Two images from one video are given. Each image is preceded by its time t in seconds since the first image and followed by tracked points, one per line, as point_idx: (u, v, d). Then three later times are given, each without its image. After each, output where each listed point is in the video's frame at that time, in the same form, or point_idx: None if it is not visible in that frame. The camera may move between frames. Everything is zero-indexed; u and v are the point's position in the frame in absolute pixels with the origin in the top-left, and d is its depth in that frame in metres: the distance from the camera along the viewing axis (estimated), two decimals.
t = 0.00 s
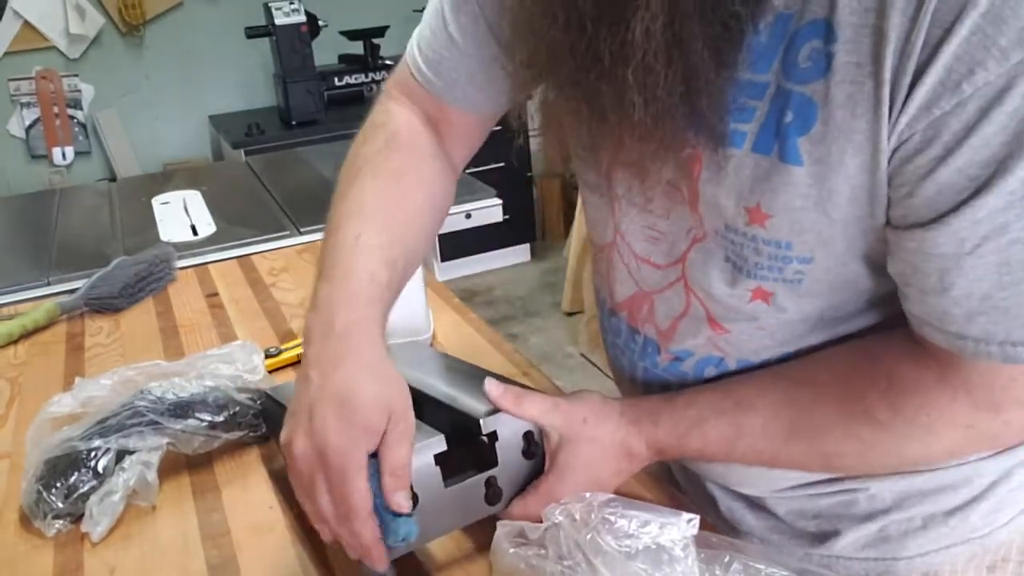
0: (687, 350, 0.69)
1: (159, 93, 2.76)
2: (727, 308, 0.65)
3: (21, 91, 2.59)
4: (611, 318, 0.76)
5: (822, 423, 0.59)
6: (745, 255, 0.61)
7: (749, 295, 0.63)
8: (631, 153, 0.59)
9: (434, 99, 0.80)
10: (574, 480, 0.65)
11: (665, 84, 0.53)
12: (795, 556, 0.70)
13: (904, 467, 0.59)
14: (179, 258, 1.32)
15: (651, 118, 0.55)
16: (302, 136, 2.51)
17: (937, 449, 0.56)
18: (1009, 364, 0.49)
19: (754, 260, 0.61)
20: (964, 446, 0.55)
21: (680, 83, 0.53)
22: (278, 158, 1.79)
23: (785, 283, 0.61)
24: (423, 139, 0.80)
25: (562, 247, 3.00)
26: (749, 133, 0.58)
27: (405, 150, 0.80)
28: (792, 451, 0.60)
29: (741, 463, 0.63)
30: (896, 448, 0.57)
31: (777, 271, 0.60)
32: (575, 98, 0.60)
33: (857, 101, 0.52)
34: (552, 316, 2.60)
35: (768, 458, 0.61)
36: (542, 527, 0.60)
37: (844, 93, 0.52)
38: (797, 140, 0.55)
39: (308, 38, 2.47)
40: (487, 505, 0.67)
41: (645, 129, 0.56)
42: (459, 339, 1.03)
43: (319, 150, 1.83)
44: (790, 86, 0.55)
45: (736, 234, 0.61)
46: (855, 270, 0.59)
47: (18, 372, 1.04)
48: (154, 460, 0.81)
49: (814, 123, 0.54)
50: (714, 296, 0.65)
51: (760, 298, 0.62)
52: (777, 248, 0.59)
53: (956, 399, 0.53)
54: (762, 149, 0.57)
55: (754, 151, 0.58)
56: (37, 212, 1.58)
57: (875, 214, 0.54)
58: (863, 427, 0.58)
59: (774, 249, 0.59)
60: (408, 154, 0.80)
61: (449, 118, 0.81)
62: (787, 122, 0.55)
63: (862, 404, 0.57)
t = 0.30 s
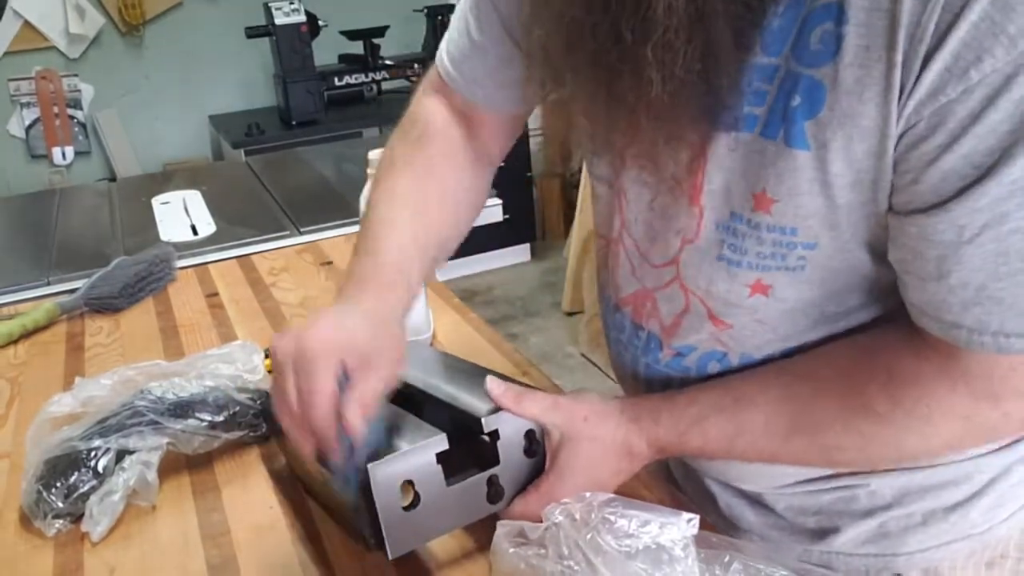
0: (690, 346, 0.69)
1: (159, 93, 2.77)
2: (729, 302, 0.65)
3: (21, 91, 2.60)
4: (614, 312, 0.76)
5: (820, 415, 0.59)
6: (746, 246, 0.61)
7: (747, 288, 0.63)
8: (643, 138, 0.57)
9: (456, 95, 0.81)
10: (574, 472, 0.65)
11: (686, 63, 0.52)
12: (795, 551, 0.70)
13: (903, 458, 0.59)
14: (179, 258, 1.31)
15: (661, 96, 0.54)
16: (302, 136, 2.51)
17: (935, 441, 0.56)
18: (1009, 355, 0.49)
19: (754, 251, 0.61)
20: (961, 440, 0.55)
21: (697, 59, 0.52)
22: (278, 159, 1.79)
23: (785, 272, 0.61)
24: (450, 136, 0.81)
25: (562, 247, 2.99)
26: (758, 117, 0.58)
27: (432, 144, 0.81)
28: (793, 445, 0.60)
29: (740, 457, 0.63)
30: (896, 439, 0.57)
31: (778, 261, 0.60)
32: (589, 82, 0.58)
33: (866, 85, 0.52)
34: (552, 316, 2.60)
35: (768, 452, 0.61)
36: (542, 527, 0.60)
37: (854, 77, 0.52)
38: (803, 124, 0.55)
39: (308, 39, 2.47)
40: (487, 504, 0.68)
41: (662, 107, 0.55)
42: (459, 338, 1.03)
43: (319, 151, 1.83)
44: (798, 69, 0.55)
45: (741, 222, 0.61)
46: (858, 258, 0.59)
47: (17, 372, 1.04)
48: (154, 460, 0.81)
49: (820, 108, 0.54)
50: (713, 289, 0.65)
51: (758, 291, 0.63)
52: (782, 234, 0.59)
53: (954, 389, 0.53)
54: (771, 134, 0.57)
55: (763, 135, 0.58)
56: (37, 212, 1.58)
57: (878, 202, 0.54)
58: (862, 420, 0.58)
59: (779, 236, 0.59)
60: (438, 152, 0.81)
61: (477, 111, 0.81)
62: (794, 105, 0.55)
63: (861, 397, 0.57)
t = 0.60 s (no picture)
0: (699, 344, 0.69)
1: (159, 93, 2.77)
2: (742, 300, 0.64)
3: (21, 91, 2.60)
4: (622, 309, 0.75)
5: (826, 418, 0.59)
6: (762, 240, 0.61)
7: (761, 288, 0.63)
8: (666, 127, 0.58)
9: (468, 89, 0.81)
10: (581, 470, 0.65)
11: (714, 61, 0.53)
12: (798, 546, 0.70)
13: (911, 462, 0.58)
14: (179, 258, 1.32)
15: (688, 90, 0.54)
16: (301, 136, 2.51)
17: (942, 442, 0.56)
18: None
19: (771, 246, 0.61)
20: (969, 440, 0.55)
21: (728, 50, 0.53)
22: (277, 159, 1.79)
23: (803, 269, 0.60)
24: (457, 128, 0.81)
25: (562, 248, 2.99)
26: (782, 111, 0.58)
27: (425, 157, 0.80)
28: (796, 446, 0.60)
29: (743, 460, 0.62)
30: (902, 441, 0.56)
31: (795, 256, 0.60)
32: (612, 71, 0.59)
33: (893, 78, 0.52)
34: (552, 316, 2.60)
35: (770, 454, 0.61)
36: (542, 527, 0.60)
37: (881, 70, 0.52)
38: (829, 116, 0.55)
39: (308, 39, 2.47)
40: (486, 507, 0.68)
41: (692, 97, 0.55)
42: (459, 339, 1.03)
43: (318, 151, 1.83)
44: (825, 62, 0.55)
45: (756, 216, 0.61)
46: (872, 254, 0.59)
47: (17, 372, 1.04)
48: (154, 460, 0.81)
49: (848, 99, 0.54)
50: (727, 288, 0.64)
51: (772, 292, 0.63)
52: (801, 230, 0.59)
53: (963, 390, 0.53)
54: (794, 127, 0.57)
55: (786, 129, 0.58)
56: (35, 212, 1.58)
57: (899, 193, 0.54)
58: (868, 422, 0.57)
59: (797, 231, 0.59)
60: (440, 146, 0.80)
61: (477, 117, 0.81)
62: (820, 98, 0.55)
63: (867, 398, 0.57)
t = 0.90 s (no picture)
0: (701, 341, 0.69)
1: (159, 93, 2.77)
2: (743, 293, 0.64)
3: (21, 91, 2.60)
4: (624, 304, 0.75)
5: (829, 410, 0.59)
6: (769, 228, 0.61)
7: (764, 279, 0.63)
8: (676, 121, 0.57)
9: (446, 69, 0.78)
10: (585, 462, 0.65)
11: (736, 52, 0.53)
12: (799, 544, 0.70)
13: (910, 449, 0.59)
14: (179, 258, 1.32)
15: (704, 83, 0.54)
16: (302, 136, 2.51)
17: (943, 427, 0.56)
18: None
19: (777, 235, 0.60)
20: (976, 420, 0.56)
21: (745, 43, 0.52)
22: (277, 159, 1.79)
23: (808, 257, 0.60)
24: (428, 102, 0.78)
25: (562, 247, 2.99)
26: (792, 101, 0.57)
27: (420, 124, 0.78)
28: (801, 439, 0.60)
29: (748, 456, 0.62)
30: (905, 428, 0.57)
31: (801, 246, 0.60)
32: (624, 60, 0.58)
33: (909, 66, 0.51)
34: (552, 316, 2.60)
35: (774, 449, 0.61)
36: (542, 527, 0.60)
37: (896, 59, 0.52)
38: (841, 106, 0.55)
39: (309, 39, 2.46)
40: (487, 506, 0.68)
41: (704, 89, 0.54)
42: (459, 338, 1.03)
43: (318, 151, 1.83)
44: (839, 50, 0.54)
45: (767, 204, 0.60)
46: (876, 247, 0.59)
47: (17, 372, 1.04)
48: (154, 460, 0.81)
49: (861, 89, 0.54)
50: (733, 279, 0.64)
51: (776, 282, 0.63)
52: (807, 219, 0.59)
53: (964, 376, 0.54)
54: (805, 116, 0.57)
55: (797, 118, 0.57)
56: (35, 212, 1.58)
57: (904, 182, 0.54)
58: (872, 412, 0.58)
59: (803, 220, 0.59)
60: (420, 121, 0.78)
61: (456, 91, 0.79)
62: (833, 87, 0.55)
63: (869, 388, 0.58)
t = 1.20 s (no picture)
0: (702, 339, 0.69)
1: (159, 93, 2.77)
2: (747, 289, 0.64)
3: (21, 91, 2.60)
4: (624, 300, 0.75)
5: (830, 412, 0.59)
6: (773, 225, 0.61)
7: (769, 276, 0.62)
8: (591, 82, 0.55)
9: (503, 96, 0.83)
10: (586, 460, 0.65)
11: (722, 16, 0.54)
12: (797, 545, 0.70)
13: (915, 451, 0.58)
14: (179, 258, 1.32)
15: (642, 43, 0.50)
16: (302, 136, 2.51)
17: (946, 430, 0.56)
18: None
19: (782, 232, 0.60)
20: (976, 425, 0.55)
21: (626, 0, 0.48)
22: (277, 159, 1.79)
23: (811, 259, 0.60)
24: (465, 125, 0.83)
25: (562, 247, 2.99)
26: (790, 98, 0.58)
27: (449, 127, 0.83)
28: (803, 441, 0.60)
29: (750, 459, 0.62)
30: (907, 430, 0.57)
31: (804, 244, 0.60)
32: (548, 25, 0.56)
33: (907, 61, 0.51)
34: (552, 316, 2.60)
35: (775, 451, 0.61)
36: (542, 527, 0.60)
37: (895, 53, 0.52)
38: (840, 102, 0.55)
39: (308, 39, 2.48)
40: (483, 509, 0.68)
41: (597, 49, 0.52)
42: (461, 339, 1.03)
43: (318, 150, 1.83)
44: (838, 48, 0.55)
45: (769, 203, 0.60)
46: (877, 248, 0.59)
47: (17, 372, 1.04)
48: (154, 459, 0.81)
49: (859, 85, 0.54)
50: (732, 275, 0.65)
51: (780, 282, 0.62)
52: (810, 217, 0.58)
53: (968, 379, 0.53)
54: (803, 113, 0.57)
55: (796, 115, 0.58)
56: (35, 212, 1.58)
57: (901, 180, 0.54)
58: (874, 414, 0.57)
59: (807, 218, 0.59)
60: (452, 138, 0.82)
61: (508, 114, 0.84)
62: (832, 84, 0.55)
63: (871, 391, 0.57)
